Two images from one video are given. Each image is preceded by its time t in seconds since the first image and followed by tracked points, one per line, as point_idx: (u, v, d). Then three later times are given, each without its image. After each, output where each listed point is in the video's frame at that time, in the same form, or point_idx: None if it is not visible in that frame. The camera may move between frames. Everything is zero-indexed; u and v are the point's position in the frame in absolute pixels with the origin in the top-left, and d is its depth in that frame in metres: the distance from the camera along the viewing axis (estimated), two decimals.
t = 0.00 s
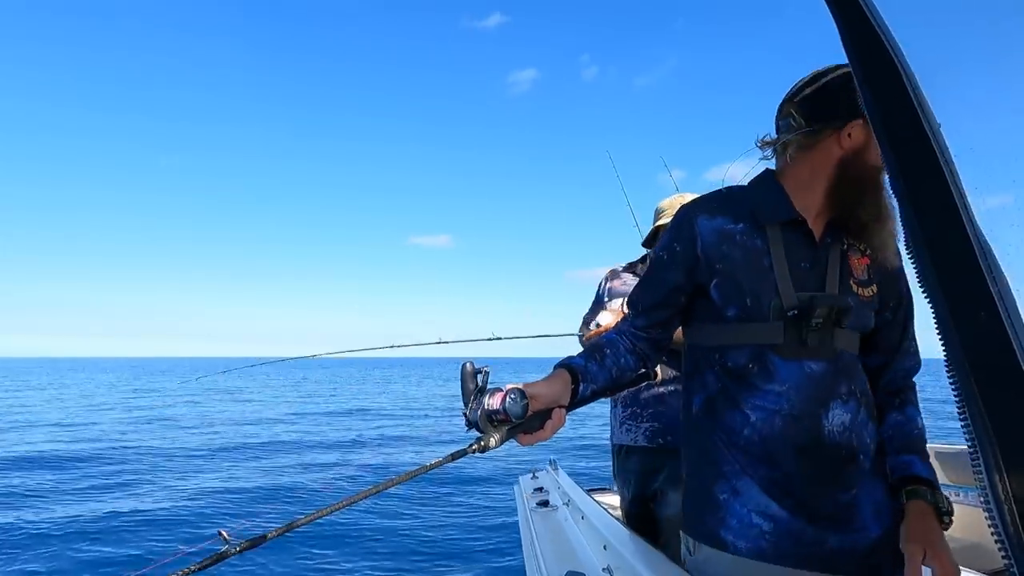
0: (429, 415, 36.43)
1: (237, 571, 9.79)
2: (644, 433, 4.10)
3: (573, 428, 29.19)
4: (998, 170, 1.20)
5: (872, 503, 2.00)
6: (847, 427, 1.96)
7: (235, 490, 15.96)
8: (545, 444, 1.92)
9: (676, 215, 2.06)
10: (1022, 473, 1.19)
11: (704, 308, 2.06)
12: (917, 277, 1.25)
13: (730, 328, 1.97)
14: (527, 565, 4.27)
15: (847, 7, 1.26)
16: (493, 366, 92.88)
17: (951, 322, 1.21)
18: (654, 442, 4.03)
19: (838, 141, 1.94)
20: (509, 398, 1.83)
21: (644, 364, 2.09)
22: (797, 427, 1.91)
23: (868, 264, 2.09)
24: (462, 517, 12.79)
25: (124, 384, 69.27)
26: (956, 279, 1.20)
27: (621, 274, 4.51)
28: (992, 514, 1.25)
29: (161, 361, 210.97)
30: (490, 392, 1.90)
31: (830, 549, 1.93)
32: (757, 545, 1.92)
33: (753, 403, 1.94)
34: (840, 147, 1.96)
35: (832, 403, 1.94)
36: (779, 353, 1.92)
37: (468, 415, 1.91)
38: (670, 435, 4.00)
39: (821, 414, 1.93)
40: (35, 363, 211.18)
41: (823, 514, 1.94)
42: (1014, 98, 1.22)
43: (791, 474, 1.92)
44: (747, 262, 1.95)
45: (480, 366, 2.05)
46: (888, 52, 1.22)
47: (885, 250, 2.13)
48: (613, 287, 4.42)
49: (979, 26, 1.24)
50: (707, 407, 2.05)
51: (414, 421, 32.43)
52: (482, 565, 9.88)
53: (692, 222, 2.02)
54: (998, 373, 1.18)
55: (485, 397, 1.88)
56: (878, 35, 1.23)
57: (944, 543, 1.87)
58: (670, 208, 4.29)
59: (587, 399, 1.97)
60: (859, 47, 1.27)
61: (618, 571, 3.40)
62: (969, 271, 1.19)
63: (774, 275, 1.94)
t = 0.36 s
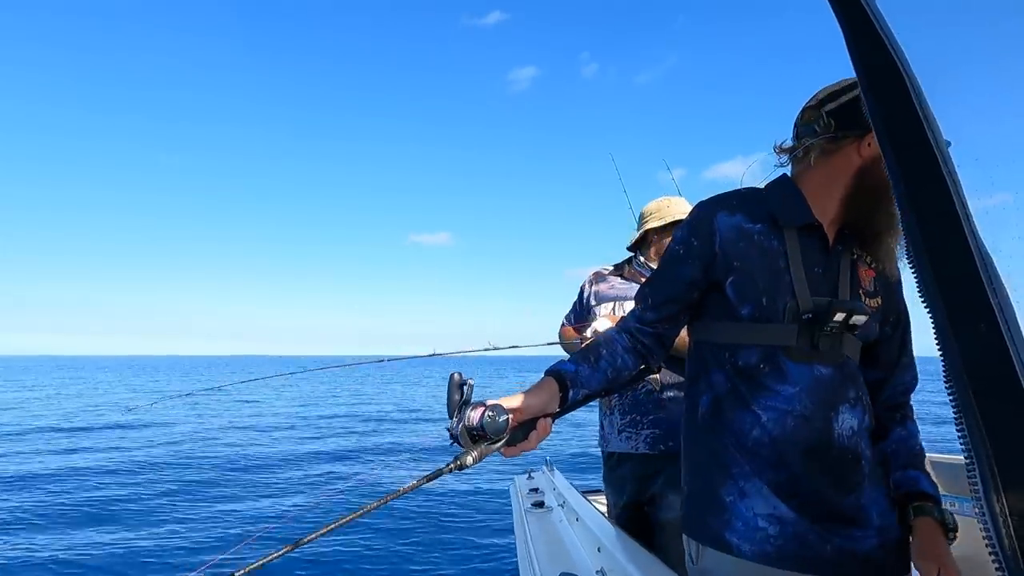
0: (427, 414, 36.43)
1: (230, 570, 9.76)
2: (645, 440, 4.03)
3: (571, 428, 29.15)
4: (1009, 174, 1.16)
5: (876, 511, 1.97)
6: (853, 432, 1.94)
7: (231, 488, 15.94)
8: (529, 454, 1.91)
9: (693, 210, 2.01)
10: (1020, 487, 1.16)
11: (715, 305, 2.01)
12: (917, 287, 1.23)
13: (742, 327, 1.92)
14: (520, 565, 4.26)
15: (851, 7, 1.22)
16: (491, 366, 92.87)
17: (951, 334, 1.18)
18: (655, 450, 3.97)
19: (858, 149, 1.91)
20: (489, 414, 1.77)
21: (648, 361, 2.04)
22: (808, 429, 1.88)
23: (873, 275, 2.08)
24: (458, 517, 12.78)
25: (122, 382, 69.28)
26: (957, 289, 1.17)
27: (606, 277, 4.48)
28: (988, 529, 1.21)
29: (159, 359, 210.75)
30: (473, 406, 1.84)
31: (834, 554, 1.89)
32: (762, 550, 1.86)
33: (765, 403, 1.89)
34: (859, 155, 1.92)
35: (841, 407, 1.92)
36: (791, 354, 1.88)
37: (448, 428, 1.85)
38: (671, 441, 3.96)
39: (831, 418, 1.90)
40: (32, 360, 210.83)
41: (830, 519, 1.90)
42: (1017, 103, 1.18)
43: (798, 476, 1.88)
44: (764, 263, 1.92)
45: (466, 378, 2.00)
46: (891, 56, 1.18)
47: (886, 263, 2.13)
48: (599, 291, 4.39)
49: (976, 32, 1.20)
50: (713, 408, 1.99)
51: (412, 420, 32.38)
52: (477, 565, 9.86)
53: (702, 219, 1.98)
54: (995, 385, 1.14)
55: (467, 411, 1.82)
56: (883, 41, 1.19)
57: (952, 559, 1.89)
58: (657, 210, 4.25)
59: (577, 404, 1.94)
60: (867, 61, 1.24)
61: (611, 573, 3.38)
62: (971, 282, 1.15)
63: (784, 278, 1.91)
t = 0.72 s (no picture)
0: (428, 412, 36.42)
1: (232, 568, 9.77)
2: (646, 443, 4.03)
3: (570, 428, 29.11)
4: (1007, 175, 1.16)
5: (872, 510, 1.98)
6: (848, 430, 1.94)
7: (231, 487, 15.95)
8: (531, 460, 1.90)
9: (690, 211, 1.99)
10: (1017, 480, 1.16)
11: (710, 306, 2.00)
12: (916, 288, 1.22)
13: (736, 329, 1.92)
14: (519, 565, 4.26)
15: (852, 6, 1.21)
16: (491, 364, 92.91)
17: (950, 334, 1.17)
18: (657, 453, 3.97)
19: (849, 152, 1.91)
20: (491, 422, 1.78)
21: (644, 364, 2.03)
22: (805, 427, 1.88)
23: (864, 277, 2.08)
24: (457, 516, 12.77)
25: (124, 380, 69.33)
26: (957, 290, 1.16)
27: (603, 278, 4.47)
28: (987, 530, 1.21)
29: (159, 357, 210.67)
30: (475, 413, 1.85)
31: (831, 554, 1.89)
32: (759, 549, 1.86)
33: (761, 403, 1.89)
34: (850, 157, 1.93)
35: (835, 406, 1.92)
36: (786, 355, 1.88)
37: (450, 435, 1.85)
38: (672, 443, 3.96)
39: (826, 417, 1.90)
40: (32, 359, 210.81)
41: (828, 519, 1.90)
42: (1012, 103, 1.17)
43: (796, 476, 1.88)
44: (758, 264, 1.91)
45: (466, 385, 1.96)
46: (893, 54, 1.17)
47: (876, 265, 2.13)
48: (596, 293, 4.39)
49: (981, 30, 1.20)
50: (709, 409, 1.98)
51: (411, 420, 32.38)
52: (477, 565, 9.87)
53: (698, 222, 1.97)
54: (993, 385, 1.14)
55: (469, 418, 1.83)
56: (883, 39, 1.18)
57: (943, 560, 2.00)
58: (654, 211, 4.25)
59: (576, 408, 1.93)
60: (867, 62, 1.23)
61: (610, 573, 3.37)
62: (970, 283, 1.15)
63: (779, 279, 1.90)
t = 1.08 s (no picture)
0: (431, 412, 36.46)
1: (239, 568, 9.82)
2: (653, 439, 4.07)
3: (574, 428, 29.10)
4: (1006, 170, 1.19)
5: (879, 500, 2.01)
6: (854, 421, 1.97)
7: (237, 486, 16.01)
8: (544, 454, 1.93)
9: (692, 211, 2.04)
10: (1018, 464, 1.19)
11: (714, 303, 2.04)
12: (917, 280, 1.26)
13: (741, 323, 1.95)
14: (526, 564, 4.29)
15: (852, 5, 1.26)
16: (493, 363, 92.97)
17: (951, 325, 1.21)
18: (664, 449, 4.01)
19: (848, 148, 1.95)
20: (505, 417, 1.82)
21: (653, 361, 2.07)
22: (810, 418, 1.91)
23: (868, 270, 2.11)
24: (462, 517, 12.79)
25: (128, 379, 69.45)
26: (957, 281, 1.20)
27: (608, 276, 4.51)
28: (991, 514, 1.25)
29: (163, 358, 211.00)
30: (489, 409, 1.89)
31: (841, 543, 1.92)
32: (767, 539, 1.90)
33: (766, 395, 1.92)
34: (849, 153, 1.96)
35: (840, 397, 1.95)
36: (790, 348, 1.92)
37: (464, 432, 1.90)
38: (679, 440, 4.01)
39: (832, 408, 1.93)
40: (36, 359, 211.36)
41: (837, 509, 1.93)
42: (1009, 100, 1.21)
43: (802, 466, 1.91)
44: (759, 260, 1.95)
45: (479, 384, 1.99)
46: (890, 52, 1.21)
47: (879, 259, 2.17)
48: (603, 291, 4.42)
49: (981, 27, 1.23)
50: (716, 403, 2.02)
51: (414, 419, 32.42)
52: (483, 564, 9.90)
53: (701, 221, 2.01)
54: (994, 373, 1.18)
55: (483, 414, 1.87)
56: (879, 37, 1.23)
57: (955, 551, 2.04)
58: (659, 207, 4.28)
59: (587, 404, 1.97)
60: (862, 60, 1.27)
61: (617, 571, 3.40)
62: (971, 274, 1.18)
63: (782, 275, 1.94)
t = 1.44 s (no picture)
0: (433, 412, 36.50)
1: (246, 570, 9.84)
2: (657, 436, 4.08)
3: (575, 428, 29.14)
4: (1004, 167, 1.21)
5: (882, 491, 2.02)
6: (855, 413, 1.98)
7: (241, 487, 16.03)
8: (558, 450, 1.95)
9: (691, 213, 2.08)
10: (1019, 451, 1.21)
11: (716, 301, 2.07)
12: (917, 273, 1.28)
13: (741, 320, 1.98)
14: (531, 563, 4.31)
15: (848, 7, 1.27)
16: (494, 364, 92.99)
17: (952, 316, 1.22)
18: (668, 446, 4.03)
19: (841, 146, 1.96)
20: (520, 413, 1.84)
21: (658, 360, 2.10)
22: (812, 411, 1.93)
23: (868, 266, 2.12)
24: (465, 517, 12.82)
25: (129, 381, 69.40)
26: (958, 273, 1.21)
27: (611, 275, 4.53)
28: (994, 502, 1.27)
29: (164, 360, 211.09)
30: (503, 406, 1.91)
31: (844, 534, 1.94)
32: (771, 529, 1.92)
33: (767, 389, 1.94)
34: (842, 151, 1.97)
35: (841, 390, 1.97)
36: (789, 343, 1.94)
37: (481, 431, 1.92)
38: (683, 436, 4.02)
39: (832, 400, 1.95)
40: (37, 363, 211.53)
41: (840, 500, 1.95)
42: (1006, 100, 1.23)
43: (804, 459, 1.93)
44: (757, 258, 1.98)
45: (493, 381, 2.01)
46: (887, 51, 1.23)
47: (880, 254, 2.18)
48: (606, 290, 4.44)
49: (984, 29, 1.25)
50: (720, 398, 2.05)
51: (416, 420, 32.43)
52: (487, 564, 9.91)
53: (702, 221, 2.04)
54: (994, 363, 1.20)
55: (498, 411, 1.89)
56: (875, 35, 1.25)
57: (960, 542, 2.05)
58: (660, 206, 4.31)
59: (597, 402, 1.99)
60: (860, 58, 1.29)
61: (622, 570, 3.41)
62: (971, 266, 1.20)
63: (781, 272, 1.96)
